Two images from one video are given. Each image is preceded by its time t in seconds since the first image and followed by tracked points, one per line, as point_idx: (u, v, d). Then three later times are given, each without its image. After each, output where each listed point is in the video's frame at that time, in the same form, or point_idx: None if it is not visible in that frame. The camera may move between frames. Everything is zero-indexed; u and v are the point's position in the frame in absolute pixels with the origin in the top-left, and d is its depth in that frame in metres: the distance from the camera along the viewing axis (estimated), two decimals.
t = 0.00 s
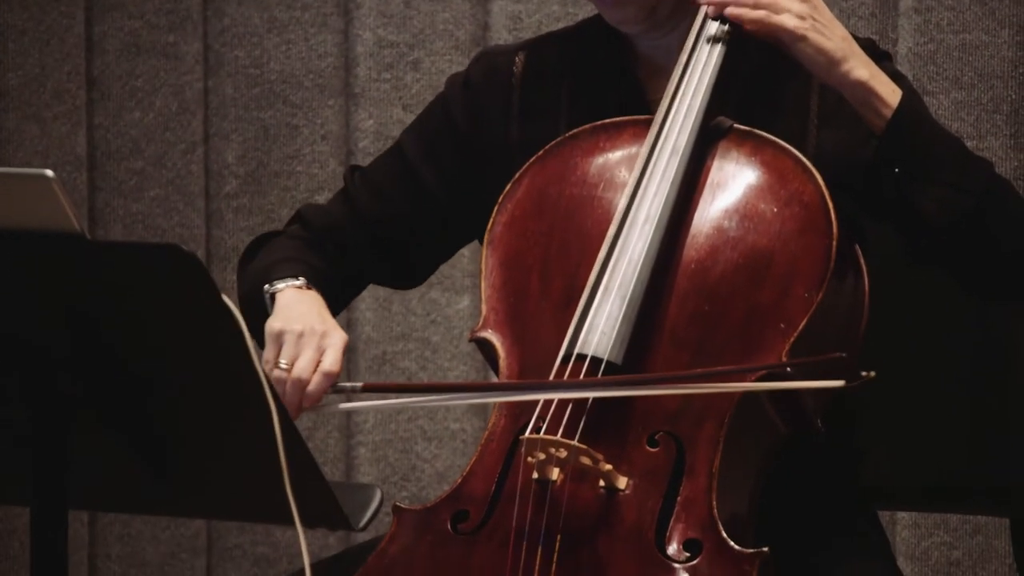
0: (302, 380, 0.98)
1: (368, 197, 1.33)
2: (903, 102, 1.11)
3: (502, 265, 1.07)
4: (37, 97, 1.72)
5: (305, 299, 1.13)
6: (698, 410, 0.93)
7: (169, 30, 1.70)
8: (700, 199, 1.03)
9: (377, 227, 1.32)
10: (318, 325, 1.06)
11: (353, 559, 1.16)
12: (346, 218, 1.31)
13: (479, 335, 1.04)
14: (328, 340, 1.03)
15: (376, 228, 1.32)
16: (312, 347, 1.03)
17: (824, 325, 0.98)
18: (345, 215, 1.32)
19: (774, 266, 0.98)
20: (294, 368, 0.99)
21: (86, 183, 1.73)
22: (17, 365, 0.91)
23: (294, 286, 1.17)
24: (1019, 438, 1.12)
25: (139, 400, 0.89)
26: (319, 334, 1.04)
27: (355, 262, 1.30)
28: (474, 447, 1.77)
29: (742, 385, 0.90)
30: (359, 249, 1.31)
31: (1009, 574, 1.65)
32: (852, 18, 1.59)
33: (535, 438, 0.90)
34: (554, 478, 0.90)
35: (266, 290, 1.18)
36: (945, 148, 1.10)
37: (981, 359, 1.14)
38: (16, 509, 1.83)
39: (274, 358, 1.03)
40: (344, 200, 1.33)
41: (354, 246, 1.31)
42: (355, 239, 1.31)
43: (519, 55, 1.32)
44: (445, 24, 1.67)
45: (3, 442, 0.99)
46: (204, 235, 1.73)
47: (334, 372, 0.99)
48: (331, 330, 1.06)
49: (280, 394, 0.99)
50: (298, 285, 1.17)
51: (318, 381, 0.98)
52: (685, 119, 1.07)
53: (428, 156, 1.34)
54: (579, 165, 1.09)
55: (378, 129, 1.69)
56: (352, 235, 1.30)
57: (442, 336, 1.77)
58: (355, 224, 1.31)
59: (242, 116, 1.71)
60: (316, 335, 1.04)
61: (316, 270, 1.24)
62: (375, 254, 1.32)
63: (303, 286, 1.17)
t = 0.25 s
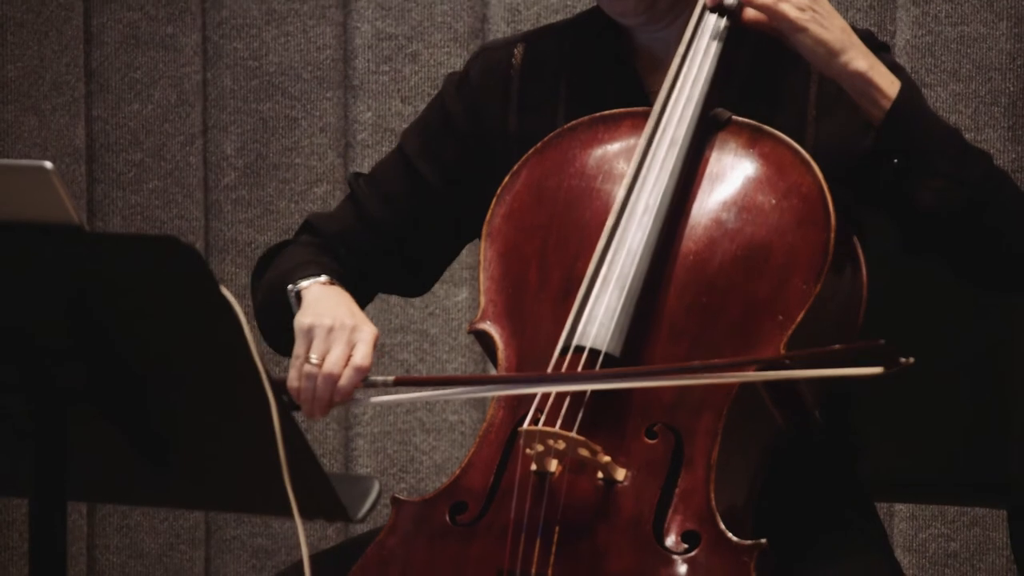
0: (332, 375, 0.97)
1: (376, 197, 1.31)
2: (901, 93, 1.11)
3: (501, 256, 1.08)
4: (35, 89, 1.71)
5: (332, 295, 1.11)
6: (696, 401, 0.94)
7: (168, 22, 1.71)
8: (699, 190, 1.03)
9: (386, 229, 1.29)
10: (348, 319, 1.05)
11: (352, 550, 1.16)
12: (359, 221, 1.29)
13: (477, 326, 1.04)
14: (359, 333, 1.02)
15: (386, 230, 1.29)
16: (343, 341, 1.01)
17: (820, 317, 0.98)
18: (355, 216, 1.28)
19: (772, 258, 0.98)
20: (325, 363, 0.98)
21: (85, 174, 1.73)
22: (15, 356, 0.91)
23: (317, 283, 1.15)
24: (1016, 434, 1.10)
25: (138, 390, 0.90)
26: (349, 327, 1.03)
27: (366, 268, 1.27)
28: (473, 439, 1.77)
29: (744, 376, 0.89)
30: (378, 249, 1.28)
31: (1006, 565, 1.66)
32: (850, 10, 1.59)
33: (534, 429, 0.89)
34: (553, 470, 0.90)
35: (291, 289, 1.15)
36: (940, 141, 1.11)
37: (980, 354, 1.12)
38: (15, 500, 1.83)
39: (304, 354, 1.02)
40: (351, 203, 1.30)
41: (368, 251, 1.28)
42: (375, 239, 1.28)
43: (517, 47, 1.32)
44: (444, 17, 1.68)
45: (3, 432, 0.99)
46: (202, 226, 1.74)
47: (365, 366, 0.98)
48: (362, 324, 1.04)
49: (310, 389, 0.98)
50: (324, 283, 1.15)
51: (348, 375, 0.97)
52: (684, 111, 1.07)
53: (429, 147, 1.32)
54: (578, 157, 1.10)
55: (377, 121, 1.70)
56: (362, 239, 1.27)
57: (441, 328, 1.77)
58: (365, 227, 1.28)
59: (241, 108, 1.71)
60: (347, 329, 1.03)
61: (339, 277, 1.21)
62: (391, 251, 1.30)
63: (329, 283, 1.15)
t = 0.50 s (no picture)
0: (365, 364, 0.97)
1: (378, 193, 1.31)
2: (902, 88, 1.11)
3: (501, 249, 1.08)
4: (36, 81, 1.72)
5: (361, 283, 1.11)
6: (695, 394, 0.94)
7: (168, 15, 1.71)
8: (699, 183, 1.03)
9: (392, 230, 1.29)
10: (379, 308, 1.04)
11: (352, 542, 1.17)
12: (370, 224, 1.29)
13: (478, 319, 1.05)
14: (392, 322, 1.02)
15: (390, 230, 1.29)
16: (376, 331, 1.01)
17: (820, 310, 0.98)
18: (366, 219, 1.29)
19: (773, 251, 0.98)
20: (358, 352, 0.98)
21: (85, 167, 1.73)
22: (16, 348, 0.91)
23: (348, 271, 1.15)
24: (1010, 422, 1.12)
25: (139, 384, 0.90)
26: (381, 316, 1.03)
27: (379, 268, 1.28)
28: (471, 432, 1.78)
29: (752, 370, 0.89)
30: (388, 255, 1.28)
31: (1005, 557, 1.66)
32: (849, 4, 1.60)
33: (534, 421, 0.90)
34: (553, 462, 0.91)
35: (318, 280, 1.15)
36: (940, 133, 1.11)
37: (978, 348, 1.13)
38: (15, 492, 1.83)
39: (336, 342, 1.01)
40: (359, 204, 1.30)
41: (377, 253, 1.28)
42: (384, 245, 1.28)
43: (517, 41, 1.32)
44: (443, 10, 1.68)
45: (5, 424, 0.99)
46: (202, 219, 1.74)
47: (397, 356, 0.98)
48: (394, 314, 1.04)
49: (342, 377, 0.97)
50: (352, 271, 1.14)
51: (381, 364, 0.97)
52: (684, 105, 1.07)
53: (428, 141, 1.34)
54: (578, 150, 1.10)
55: (377, 113, 1.70)
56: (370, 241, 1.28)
57: (439, 321, 1.77)
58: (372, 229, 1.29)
59: (240, 101, 1.71)
60: (378, 318, 1.03)
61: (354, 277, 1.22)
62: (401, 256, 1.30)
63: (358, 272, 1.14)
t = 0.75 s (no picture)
0: (396, 355, 0.97)
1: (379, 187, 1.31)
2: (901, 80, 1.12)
3: (500, 242, 1.08)
4: (34, 74, 1.68)
5: (390, 276, 1.09)
6: (694, 388, 0.94)
7: (166, 8, 1.71)
8: (698, 176, 1.03)
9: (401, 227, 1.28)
10: (410, 300, 1.03)
11: (351, 534, 1.17)
12: (378, 223, 1.28)
13: (477, 312, 1.05)
14: (423, 315, 1.01)
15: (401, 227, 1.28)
16: (407, 322, 1.00)
17: (818, 302, 0.99)
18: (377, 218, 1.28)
19: (772, 243, 0.98)
20: (389, 343, 0.97)
21: (83, 159, 1.73)
22: (15, 341, 0.91)
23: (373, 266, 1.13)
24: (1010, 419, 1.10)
25: (138, 377, 0.90)
26: (412, 308, 1.02)
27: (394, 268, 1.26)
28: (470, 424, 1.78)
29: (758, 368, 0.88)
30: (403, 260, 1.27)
31: (1003, 549, 1.66)
32: None
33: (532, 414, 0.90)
34: (552, 455, 0.92)
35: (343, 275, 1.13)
36: (937, 125, 1.11)
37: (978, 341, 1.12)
38: (13, 485, 1.83)
39: (366, 334, 1.01)
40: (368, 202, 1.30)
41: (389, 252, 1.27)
42: (399, 249, 1.27)
43: (516, 34, 1.32)
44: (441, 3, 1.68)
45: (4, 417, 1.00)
46: (199, 212, 1.74)
47: (429, 348, 0.97)
48: (425, 305, 1.03)
49: (373, 368, 0.97)
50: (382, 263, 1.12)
51: (413, 356, 0.97)
52: (683, 98, 1.08)
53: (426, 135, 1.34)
54: (576, 142, 1.10)
55: (375, 106, 1.70)
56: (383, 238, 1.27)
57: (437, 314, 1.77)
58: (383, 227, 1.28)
59: (238, 94, 1.71)
60: (409, 310, 1.02)
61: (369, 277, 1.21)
62: (415, 259, 1.29)
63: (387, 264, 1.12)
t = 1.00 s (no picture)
0: (421, 346, 0.92)
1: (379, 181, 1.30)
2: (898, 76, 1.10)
3: (498, 235, 1.07)
4: (29, 66, 1.68)
5: (418, 264, 1.05)
6: (695, 383, 0.94)
7: None
8: (698, 169, 1.03)
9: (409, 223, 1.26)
10: (438, 288, 0.99)
11: (350, 528, 1.17)
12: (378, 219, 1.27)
13: (474, 305, 1.04)
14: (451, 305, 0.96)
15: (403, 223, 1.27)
16: (434, 312, 0.96)
17: (818, 296, 0.98)
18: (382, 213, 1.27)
19: (771, 236, 0.98)
20: (414, 334, 0.93)
21: (80, 151, 1.72)
22: (11, 335, 0.91)
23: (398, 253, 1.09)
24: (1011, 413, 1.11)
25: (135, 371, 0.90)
26: (439, 297, 0.98)
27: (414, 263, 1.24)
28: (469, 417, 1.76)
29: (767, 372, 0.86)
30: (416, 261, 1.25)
31: (1004, 542, 1.66)
32: None
33: (531, 410, 0.90)
34: (551, 449, 0.91)
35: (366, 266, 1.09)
36: (938, 120, 1.10)
37: (978, 337, 1.12)
38: (11, 479, 1.82)
39: (392, 324, 0.96)
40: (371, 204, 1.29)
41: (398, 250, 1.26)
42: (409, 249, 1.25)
43: (516, 27, 1.31)
44: None
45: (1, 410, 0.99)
46: (197, 204, 1.73)
47: (455, 339, 0.92)
48: (452, 294, 0.99)
49: (398, 358, 0.92)
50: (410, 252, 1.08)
51: (438, 347, 0.92)
52: (681, 91, 1.08)
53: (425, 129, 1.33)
54: (575, 135, 1.10)
55: (373, 98, 1.70)
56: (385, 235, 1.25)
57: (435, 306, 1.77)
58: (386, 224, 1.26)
59: (235, 86, 1.71)
60: (437, 300, 0.97)
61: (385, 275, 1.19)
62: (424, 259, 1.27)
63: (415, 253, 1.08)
